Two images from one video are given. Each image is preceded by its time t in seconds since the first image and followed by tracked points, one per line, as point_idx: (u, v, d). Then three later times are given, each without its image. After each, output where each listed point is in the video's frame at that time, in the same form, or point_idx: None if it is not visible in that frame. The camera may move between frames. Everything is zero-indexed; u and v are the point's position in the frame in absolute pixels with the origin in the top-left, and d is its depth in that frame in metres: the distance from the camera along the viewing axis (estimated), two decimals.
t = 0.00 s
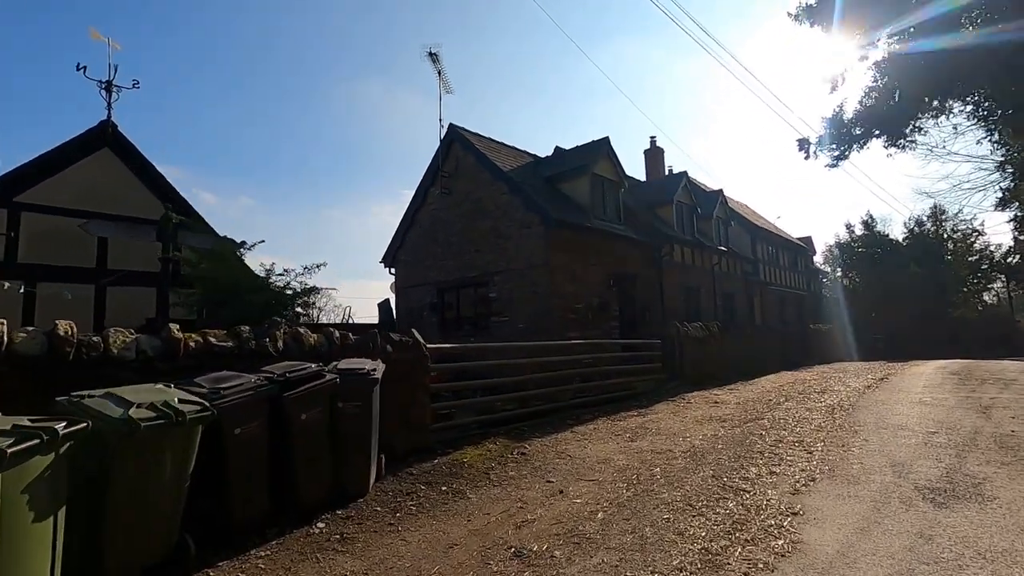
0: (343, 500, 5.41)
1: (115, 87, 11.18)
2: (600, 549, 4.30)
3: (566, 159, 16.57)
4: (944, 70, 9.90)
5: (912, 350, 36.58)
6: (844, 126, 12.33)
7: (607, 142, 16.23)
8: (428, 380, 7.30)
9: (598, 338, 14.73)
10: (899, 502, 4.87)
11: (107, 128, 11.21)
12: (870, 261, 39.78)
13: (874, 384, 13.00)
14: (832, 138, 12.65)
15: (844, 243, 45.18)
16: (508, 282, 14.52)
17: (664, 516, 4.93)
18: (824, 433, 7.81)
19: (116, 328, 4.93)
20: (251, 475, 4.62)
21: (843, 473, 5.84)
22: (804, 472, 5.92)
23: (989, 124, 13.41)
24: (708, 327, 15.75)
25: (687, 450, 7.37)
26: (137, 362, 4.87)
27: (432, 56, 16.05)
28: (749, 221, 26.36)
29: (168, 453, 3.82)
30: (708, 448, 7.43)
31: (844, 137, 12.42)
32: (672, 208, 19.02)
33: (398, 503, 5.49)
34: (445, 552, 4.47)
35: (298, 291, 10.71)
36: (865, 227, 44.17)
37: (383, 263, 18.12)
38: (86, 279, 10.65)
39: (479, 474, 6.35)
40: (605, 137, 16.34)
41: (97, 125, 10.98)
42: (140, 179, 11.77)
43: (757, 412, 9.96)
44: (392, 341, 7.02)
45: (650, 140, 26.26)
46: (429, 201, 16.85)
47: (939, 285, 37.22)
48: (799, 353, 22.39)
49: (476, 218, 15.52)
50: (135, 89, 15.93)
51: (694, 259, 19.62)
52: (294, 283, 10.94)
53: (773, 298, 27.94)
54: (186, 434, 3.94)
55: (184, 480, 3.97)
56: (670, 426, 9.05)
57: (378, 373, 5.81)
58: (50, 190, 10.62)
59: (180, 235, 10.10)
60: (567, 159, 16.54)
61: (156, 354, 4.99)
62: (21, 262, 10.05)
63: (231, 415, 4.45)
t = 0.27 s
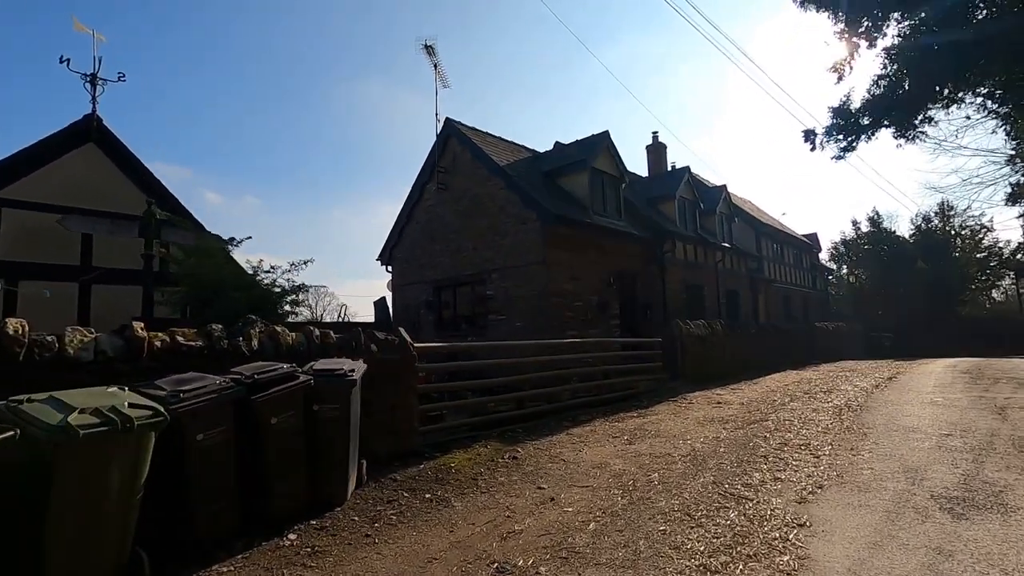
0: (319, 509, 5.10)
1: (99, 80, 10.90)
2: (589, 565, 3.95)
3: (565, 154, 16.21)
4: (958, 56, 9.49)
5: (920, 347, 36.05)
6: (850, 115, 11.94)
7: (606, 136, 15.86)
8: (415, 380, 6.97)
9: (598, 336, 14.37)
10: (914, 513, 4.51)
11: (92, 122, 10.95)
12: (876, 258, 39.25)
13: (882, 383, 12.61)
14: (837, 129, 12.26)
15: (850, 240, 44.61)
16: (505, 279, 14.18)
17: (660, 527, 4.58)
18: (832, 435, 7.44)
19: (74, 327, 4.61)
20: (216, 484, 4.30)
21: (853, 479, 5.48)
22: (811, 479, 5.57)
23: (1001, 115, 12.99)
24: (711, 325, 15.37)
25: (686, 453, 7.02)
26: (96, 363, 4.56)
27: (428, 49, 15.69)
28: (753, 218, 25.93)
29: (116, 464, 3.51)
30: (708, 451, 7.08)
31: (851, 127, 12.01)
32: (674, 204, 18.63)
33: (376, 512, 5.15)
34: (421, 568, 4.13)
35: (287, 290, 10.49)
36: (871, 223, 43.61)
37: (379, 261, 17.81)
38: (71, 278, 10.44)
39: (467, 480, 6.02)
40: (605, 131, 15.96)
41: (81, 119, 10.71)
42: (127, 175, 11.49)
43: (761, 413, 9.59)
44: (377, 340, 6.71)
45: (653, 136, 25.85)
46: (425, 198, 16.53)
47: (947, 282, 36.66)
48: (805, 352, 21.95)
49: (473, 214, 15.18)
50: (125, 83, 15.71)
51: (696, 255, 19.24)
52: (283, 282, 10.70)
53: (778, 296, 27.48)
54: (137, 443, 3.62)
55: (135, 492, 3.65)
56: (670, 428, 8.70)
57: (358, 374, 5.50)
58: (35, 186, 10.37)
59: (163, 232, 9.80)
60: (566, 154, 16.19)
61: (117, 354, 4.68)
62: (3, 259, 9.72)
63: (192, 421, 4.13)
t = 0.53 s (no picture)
0: (291, 524, 4.72)
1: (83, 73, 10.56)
2: None
3: (565, 148, 15.79)
4: (974, 44, 9.02)
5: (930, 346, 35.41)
6: (862, 106, 11.47)
7: (608, 129, 15.43)
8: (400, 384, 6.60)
9: (599, 336, 13.96)
10: (938, 534, 4.09)
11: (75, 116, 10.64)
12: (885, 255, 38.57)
13: (894, 384, 12.14)
14: (848, 120, 11.79)
15: (858, 237, 43.93)
16: (504, 277, 13.79)
17: (658, 548, 4.18)
18: (844, 442, 7.01)
19: (19, 330, 4.23)
20: (171, 501, 3.93)
21: (868, 493, 5.06)
22: (823, 492, 5.15)
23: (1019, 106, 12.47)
24: (716, 324, 14.92)
25: (688, 462, 6.62)
26: (43, 369, 4.18)
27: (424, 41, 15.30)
28: (759, 214, 25.40)
29: (44, 481, 3.14)
30: (711, 459, 6.67)
31: (862, 118, 11.54)
32: (678, 200, 18.18)
33: (352, 529, 4.77)
34: None
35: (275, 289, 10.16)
36: (880, 220, 42.90)
37: (376, 259, 17.44)
38: (53, 276, 10.00)
39: (453, 492, 5.63)
40: (606, 125, 15.53)
41: (64, 112, 10.40)
42: (115, 172, 11.20)
43: (768, 416, 9.17)
44: (359, 342, 6.33)
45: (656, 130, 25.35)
46: (422, 194, 16.15)
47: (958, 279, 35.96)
48: (813, 351, 21.45)
49: (470, 210, 14.79)
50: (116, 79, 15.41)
51: (701, 253, 18.77)
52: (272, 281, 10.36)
53: (785, 294, 26.96)
54: (71, 458, 3.26)
55: (71, 512, 3.27)
56: (672, 433, 8.29)
57: (333, 378, 5.12)
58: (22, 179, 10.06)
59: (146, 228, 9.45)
60: (566, 148, 15.76)
61: (67, 359, 4.30)
62: None
63: (141, 433, 3.77)
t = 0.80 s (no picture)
0: (267, 540, 4.41)
1: (75, 71, 10.38)
2: None
3: (569, 144, 15.42)
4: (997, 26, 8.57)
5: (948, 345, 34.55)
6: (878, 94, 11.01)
7: (613, 124, 15.03)
8: (392, 388, 6.28)
9: (605, 336, 13.58)
10: (973, 555, 3.69)
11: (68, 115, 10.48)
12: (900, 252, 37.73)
13: (914, 385, 11.63)
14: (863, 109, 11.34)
15: (872, 234, 43.07)
16: (507, 276, 13.45)
17: (662, 570, 3.81)
18: (862, 449, 6.59)
19: None
20: (133, 518, 3.63)
21: (892, 506, 4.66)
22: (842, 505, 4.75)
23: None
24: (726, 323, 14.47)
25: (696, 470, 6.23)
26: None
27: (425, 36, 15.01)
28: (770, 211, 24.84)
29: None
30: (720, 468, 6.29)
31: (878, 107, 11.09)
32: (687, 196, 17.73)
33: (332, 545, 4.44)
34: None
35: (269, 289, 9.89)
36: (895, 216, 42.01)
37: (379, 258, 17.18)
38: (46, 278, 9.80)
39: (443, 503, 5.28)
40: (612, 120, 15.13)
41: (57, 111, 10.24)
42: (112, 174, 11.03)
43: (781, 420, 8.76)
44: (347, 344, 6.02)
45: (665, 126, 24.89)
46: (424, 192, 15.86)
47: (976, 276, 35.05)
48: (827, 351, 20.88)
49: (472, 208, 14.47)
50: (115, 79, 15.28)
51: (711, 250, 18.30)
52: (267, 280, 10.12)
53: (797, 292, 26.35)
54: (9, 473, 2.95)
55: (9, 532, 2.95)
56: (679, 438, 7.90)
57: (313, 383, 4.79)
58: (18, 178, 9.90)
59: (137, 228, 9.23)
60: (571, 144, 15.39)
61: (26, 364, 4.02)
62: None
63: (95, 443, 3.48)
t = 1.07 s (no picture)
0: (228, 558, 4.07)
1: (58, 64, 10.09)
2: None
3: (568, 138, 15.04)
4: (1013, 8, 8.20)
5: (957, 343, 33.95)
6: (889, 81, 10.56)
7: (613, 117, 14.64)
8: (374, 390, 5.94)
9: (605, 335, 13.21)
10: None
11: (50, 110, 10.22)
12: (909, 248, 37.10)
13: (926, 385, 11.20)
14: (873, 98, 10.90)
15: (880, 230, 42.42)
16: (504, 274, 13.09)
17: None
18: (874, 454, 6.21)
19: None
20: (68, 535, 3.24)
21: (908, 519, 4.28)
22: (854, 518, 4.38)
23: None
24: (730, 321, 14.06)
25: (696, 478, 5.86)
26: None
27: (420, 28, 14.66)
28: (775, 206, 24.38)
29: None
30: (722, 475, 5.91)
31: (888, 95, 10.66)
32: (690, 191, 17.31)
33: (299, 562, 4.10)
34: None
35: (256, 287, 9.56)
36: (903, 212, 41.37)
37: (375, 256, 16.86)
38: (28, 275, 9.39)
39: (424, 514, 4.93)
40: (612, 113, 14.74)
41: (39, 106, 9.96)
42: (98, 172, 10.77)
43: (786, 422, 8.37)
44: (325, 344, 5.69)
45: (668, 121, 24.43)
46: (421, 188, 15.52)
47: (986, 272, 34.40)
48: (834, 349, 20.43)
49: (469, 204, 14.12)
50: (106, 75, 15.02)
51: (714, 246, 17.88)
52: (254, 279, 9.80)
53: (804, 289, 25.87)
54: None
55: None
56: (680, 442, 7.54)
57: (281, 386, 4.46)
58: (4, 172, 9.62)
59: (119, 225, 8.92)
60: (570, 138, 15.02)
61: None
62: None
63: (28, 456, 3.08)
